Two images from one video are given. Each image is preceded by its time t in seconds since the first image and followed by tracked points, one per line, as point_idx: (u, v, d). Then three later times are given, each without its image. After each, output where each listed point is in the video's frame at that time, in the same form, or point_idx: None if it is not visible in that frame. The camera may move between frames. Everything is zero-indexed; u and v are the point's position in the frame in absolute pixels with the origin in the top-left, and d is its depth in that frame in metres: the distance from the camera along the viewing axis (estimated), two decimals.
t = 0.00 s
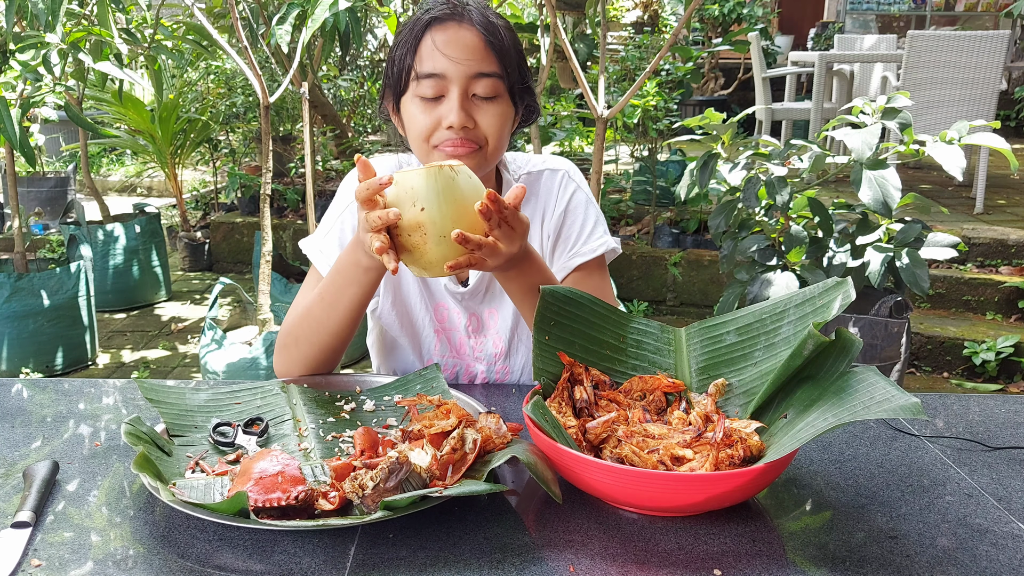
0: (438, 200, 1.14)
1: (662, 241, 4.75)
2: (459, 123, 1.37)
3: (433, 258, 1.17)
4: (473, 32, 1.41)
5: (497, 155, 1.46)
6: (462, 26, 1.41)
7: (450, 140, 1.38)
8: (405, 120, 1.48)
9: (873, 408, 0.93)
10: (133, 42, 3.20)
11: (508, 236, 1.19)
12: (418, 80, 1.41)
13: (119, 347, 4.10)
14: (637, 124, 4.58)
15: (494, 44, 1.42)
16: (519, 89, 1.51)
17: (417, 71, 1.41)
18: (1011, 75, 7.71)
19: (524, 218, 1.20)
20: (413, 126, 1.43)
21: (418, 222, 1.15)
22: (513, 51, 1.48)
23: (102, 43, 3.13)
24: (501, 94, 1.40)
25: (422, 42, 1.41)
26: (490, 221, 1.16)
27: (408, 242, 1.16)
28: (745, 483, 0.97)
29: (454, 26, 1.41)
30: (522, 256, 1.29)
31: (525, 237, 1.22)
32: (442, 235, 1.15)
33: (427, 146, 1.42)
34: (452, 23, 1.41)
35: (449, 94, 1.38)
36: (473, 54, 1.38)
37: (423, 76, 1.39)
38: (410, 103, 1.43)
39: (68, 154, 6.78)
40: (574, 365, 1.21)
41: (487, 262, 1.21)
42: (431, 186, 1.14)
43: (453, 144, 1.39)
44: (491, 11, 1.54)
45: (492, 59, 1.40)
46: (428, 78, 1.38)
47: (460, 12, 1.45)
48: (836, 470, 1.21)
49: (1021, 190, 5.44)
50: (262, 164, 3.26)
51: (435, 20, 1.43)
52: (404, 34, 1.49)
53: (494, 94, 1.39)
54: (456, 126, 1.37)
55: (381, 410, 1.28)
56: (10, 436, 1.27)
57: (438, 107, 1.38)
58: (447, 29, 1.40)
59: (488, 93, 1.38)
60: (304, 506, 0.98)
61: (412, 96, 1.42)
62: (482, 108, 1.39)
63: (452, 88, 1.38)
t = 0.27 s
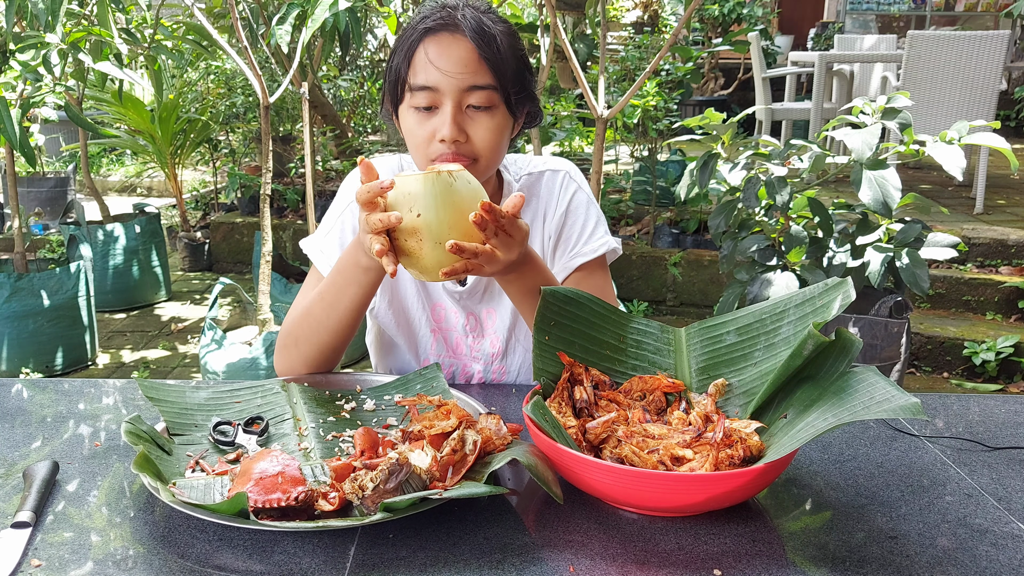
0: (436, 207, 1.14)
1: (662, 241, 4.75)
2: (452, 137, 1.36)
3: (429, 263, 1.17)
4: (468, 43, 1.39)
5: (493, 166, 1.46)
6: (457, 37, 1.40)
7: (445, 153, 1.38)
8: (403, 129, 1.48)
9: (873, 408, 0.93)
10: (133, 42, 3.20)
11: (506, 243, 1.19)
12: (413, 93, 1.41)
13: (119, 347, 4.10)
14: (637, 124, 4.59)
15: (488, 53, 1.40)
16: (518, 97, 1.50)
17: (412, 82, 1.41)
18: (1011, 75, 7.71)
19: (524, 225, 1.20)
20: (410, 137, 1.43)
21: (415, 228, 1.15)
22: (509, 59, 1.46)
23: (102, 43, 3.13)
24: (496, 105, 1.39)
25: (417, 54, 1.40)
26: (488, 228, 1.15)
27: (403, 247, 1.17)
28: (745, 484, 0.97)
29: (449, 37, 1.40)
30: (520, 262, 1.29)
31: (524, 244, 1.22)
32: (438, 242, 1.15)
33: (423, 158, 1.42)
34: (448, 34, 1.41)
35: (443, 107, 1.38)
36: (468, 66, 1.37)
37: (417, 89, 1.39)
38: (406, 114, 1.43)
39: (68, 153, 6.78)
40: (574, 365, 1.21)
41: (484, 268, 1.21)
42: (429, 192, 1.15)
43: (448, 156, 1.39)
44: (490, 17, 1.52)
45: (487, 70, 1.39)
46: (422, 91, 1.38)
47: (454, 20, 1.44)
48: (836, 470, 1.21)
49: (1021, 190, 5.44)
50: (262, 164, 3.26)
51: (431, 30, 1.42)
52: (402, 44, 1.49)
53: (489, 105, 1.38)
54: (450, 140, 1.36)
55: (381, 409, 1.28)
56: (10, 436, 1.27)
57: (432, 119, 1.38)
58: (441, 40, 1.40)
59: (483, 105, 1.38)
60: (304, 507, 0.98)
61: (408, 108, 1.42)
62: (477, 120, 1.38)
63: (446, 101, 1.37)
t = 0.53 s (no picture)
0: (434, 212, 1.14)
1: (662, 241, 4.75)
2: (442, 138, 1.36)
3: (423, 268, 1.17)
4: (459, 44, 1.39)
5: (485, 167, 1.46)
6: (449, 38, 1.40)
7: (435, 154, 1.38)
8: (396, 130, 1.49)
9: (872, 408, 0.93)
10: (133, 41, 3.20)
11: (502, 252, 1.18)
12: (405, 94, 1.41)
13: (119, 347, 4.10)
14: (637, 124, 4.59)
15: (479, 54, 1.40)
16: (511, 99, 1.50)
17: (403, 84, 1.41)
18: (1011, 75, 7.70)
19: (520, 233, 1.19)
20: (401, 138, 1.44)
21: (411, 232, 1.15)
22: (501, 60, 1.46)
23: (103, 43, 3.13)
24: (487, 107, 1.38)
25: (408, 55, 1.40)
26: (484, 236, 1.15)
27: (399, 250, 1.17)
28: (745, 484, 0.97)
29: (441, 39, 1.40)
30: (518, 266, 1.29)
31: (520, 251, 1.22)
32: (433, 246, 1.14)
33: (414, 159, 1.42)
34: (439, 36, 1.41)
35: (433, 108, 1.38)
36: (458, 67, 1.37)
37: (408, 90, 1.39)
38: (398, 115, 1.43)
39: (68, 153, 6.78)
40: (574, 365, 1.21)
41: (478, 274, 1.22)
42: (427, 197, 1.14)
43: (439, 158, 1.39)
44: (483, 18, 1.52)
45: (478, 72, 1.39)
46: (412, 92, 1.38)
47: (445, 21, 1.44)
48: (836, 470, 1.21)
49: (1021, 190, 5.44)
50: (262, 164, 3.26)
51: (423, 31, 1.43)
52: (395, 45, 1.49)
53: (479, 107, 1.38)
54: (440, 141, 1.36)
55: (381, 409, 1.27)
56: (10, 436, 1.27)
57: (422, 121, 1.38)
58: (433, 41, 1.40)
59: (474, 107, 1.37)
60: (303, 507, 0.98)
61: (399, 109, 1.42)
62: (468, 121, 1.38)
63: (436, 102, 1.37)
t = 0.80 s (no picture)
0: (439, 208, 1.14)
1: (662, 241, 4.75)
2: (455, 115, 1.36)
3: (427, 263, 1.17)
4: (471, 27, 1.41)
5: (495, 151, 1.44)
6: (460, 21, 1.41)
7: (446, 132, 1.37)
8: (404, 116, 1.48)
9: (873, 408, 0.92)
10: (133, 41, 3.19)
11: (506, 248, 1.18)
12: (416, 75, 1.41)
13: (119, 347, 4.10)
14: (637, 124, 4.59)
15: (490, 37, 1.41)
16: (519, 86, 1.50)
17: (414, 66, 1.41)
18: (1011, 75, 7.70)
19: (524, 229, 1.19)
20: (411, 121, 1.43)
21: (415, 228, 1.15)
22: (511, 46, 1.47)
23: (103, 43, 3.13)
24: (498, 88, 1.39)
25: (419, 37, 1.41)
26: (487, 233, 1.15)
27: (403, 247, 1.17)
28: (745, 484, 0.97)
29: (452, 21, 1.41)
30: (522, 261, 1.29)
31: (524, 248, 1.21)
32: (438, 242, 1.14)
33: (424, 140, 1.41)
34: (450, 19, 1.42)
35: (445, 87, 1.38)
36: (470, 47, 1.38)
37: (420, 70, 1.39)
38: (408, 98, 1.43)
39: (68, 153, 6.79)
40: (574, 365, 1.21)
41: (482, 267, 1.22)
42: (430, 194, 1.14)
43: (450, 137, 1.37)
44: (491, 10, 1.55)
45: (489, 53, 1.39)
46: (424, 71, 1.38)
47: (457, 7, 1.45)
48: (837, 470, 1.21)
49: (1021, 190, 5.44)
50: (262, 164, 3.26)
51: (434, 15, 1.44)
52: (405, 32, 1.50)
53: (490, 87, 1.38)
54: (452, 118, 1.35)
55: (381, 409, 1.28)
56: (10, 436, 1.27)
57: (434, 99, 1.38)
58: (444, 24, 1.41)
59: (485, 87, 1.37)
60: (303, 507, 0.98)
61: (410, 92, 1.41)
62: (479, 101, 1.38)
63: (448, 81, 1.37)
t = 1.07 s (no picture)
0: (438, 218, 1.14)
1: (662, 241, 4.75)
2: (454, 135, 1.36)
3: (426, 272, 1.18)
4: (471, 43, 1.40)
5: (493, 167, 1.45)
6: (459, 36, 1.41)
7: (445, 151, 1.38)
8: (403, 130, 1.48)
9: (872, 408, 0.93)
10: (133, 41, 3.19)
11: (506, 259, 1.18)
12: (415, 92, 1.41)
13: (119, 347, 4.10)
14: (637, 124, 4.59)
15: (490, 55, 1.41)
16: (518, 99, 1.50)
17: (414, 82, 1.41)
18: (1011, 75, 7.70)
19: (525, 237, 1.19)
20: (410, 137, 1.43)
21: (414, 237, 1.15)
22: (511, 62, 1.46)
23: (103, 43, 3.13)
24: (497, 105, 1.39)
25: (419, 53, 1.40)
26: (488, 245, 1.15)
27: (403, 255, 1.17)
28: (744, 484, 0.97)
29: (452, 37, 1.40)
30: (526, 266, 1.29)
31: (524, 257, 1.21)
32: (437, 251, 1.15)
33: (423, 157, 1.41)
34: (450, 34, 1.41)
35: (444, 106, 1.38)
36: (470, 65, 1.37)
37: (419, 87, 1.39)
38: (408, 114, 1.43)
39: (68, 153, 6.79)
40: (574, 365, 1.21)
41: (482, 278, 1.22)
42: (430, 203, 1.14)
43: (449, 156, 1.38)
44: (491, 19, 1.53)
45: (488, 70, 1.39)
46: (423, 90, 1.38)
47: (456, 22, 1.44)
48: (837, 470, 1.21)
49: (1021, 190, 5.44)
50: (262, 164, 3.26)
51: (433, 29, 1.43)
52: (404, 44, 1.49)
53: (490, 107, 1.38)
54: (451, 139, 1.36)
55: (382, 409, 1.28)
56: (10, 436, 1.27)
57: (433, 118, 1.38)
58: (444, 39, 1.40)
59: (485, 104, 1.38)
60: (303, 507, 0.98)
61: (409, 107, 1.42)
62: (478, 119, 1.38)
63: (447, 100, 1.37)
